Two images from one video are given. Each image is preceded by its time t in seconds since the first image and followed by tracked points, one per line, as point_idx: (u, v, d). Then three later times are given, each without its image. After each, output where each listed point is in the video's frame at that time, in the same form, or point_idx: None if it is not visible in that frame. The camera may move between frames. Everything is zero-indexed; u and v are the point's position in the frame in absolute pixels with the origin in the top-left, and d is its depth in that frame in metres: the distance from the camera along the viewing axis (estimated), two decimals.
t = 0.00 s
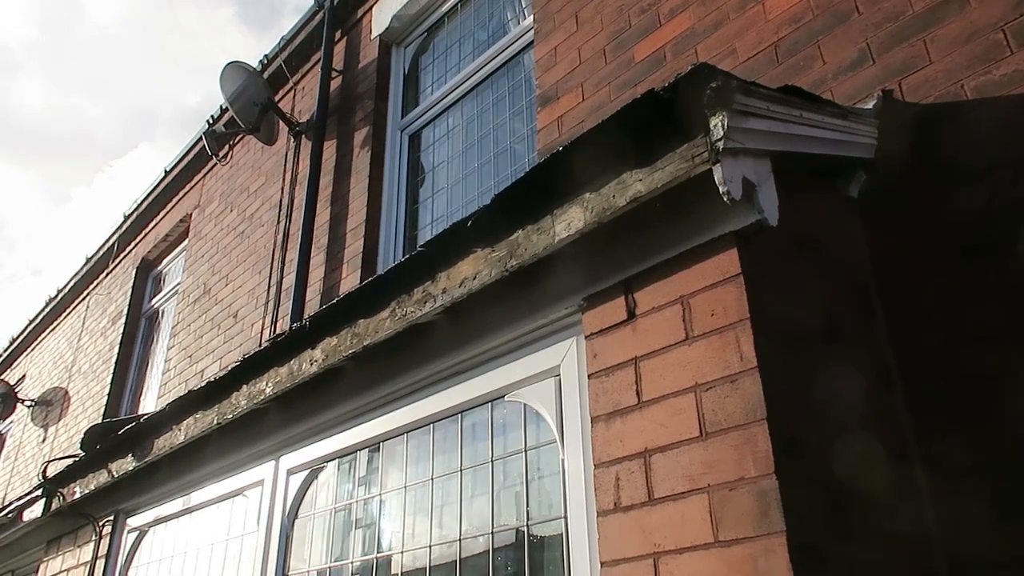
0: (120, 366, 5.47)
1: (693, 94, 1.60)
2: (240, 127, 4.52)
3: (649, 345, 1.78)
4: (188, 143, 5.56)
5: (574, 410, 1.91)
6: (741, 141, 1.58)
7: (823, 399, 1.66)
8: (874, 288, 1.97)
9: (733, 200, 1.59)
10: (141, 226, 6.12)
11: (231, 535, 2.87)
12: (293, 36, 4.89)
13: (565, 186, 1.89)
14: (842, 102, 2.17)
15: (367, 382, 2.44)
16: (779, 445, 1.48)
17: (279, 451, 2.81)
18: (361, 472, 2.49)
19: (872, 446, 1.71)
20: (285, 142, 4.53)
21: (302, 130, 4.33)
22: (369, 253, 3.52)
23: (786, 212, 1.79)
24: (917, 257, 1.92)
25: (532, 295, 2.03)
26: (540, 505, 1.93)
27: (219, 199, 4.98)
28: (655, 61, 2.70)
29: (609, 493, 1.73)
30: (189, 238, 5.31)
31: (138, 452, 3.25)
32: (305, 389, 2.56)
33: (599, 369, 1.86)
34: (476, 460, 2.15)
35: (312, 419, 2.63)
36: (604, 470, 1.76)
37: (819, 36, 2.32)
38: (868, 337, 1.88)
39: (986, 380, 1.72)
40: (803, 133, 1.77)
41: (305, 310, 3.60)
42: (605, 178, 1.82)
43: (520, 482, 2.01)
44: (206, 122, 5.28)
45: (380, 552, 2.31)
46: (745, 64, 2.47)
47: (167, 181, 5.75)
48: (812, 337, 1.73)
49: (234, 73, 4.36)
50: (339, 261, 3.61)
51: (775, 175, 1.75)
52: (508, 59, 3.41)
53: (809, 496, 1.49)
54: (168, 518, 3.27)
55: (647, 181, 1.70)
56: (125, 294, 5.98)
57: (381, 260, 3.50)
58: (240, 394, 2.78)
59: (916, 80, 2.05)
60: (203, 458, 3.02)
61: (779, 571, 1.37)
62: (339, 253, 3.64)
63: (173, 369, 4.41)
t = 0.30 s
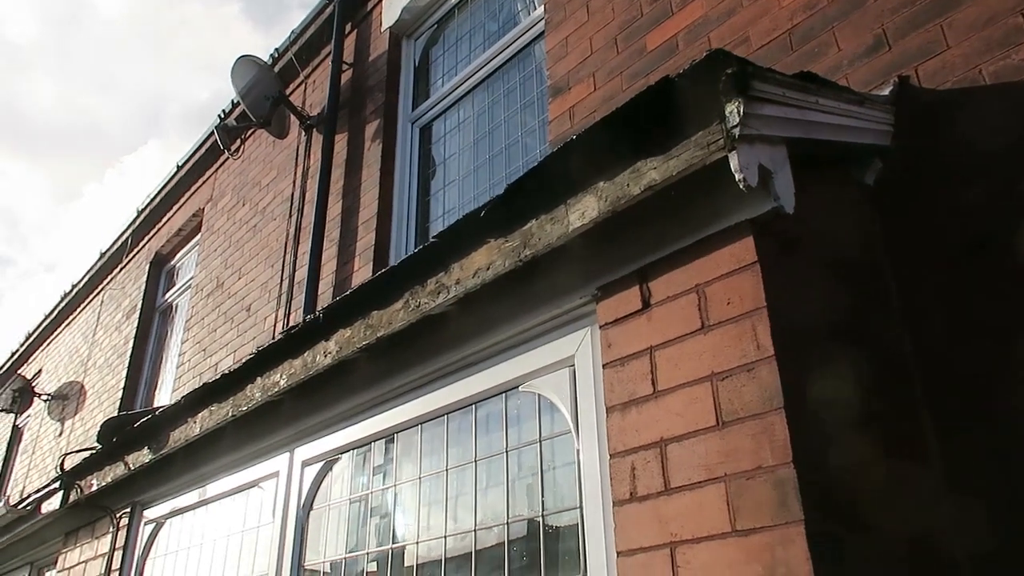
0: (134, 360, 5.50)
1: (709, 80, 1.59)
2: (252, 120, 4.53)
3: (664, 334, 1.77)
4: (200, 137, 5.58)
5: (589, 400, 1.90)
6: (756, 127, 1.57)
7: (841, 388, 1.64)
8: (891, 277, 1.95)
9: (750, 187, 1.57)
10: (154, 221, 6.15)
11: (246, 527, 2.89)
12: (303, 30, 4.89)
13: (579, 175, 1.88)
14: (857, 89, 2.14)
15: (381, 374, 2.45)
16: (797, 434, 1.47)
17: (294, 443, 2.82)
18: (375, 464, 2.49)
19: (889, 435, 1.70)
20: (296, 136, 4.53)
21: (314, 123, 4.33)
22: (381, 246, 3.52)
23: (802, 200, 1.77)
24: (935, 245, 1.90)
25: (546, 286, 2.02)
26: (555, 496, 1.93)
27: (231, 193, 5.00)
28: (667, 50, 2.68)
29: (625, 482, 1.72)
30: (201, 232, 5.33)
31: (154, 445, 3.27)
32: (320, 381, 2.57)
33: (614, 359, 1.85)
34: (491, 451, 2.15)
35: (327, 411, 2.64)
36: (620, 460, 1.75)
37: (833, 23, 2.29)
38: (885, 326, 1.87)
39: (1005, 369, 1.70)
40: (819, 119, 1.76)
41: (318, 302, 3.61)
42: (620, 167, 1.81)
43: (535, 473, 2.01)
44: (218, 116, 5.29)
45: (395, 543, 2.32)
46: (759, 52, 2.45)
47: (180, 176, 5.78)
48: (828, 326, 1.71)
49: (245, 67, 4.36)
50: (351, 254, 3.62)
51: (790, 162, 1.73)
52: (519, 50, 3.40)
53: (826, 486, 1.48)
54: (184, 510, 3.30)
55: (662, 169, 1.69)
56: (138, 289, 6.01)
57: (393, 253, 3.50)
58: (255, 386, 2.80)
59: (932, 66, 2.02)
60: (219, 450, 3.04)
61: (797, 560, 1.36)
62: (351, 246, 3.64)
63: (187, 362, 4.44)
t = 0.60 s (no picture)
0: (153, 354, 5.55)
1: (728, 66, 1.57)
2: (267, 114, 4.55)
3: (684, 323, 1.76)
4: (216, 132, 5.61)
5: (608, 390, 1.90)
6: (778, 114, 1.55)
7: (863, 377, 1.62)
8: (913, 265, 1.93)
9: (772, 174, 1.56)
10: (171, 216, 6.18)
11: (267, 518, 2.91)
12: (318, 23, 4.89)
13: (597, 164, 1.87)
14: (878, 76, 2.10)
15: (399, 365, 2.46)
16: (820, 423, 1.46)
17: (313, 435, 2.84)
18: (394, 455, 2.50)
19: (913, 425, 1.68)
20: (311, 130, 4.54)
21: (329, 117, 4.34)
22: (397, 238, 3.52)
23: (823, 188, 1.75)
24: (958, 233, 1.87)
25: (565, 276, 2.02)
26: (575, 486, 1.92)
27: (247, 188, 5.02)
28: (684, 38, 2.64)
29: (646, 472, 1.72)
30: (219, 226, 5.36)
31: (175, 437, 3.30)
32: (338, 373, 2.58)
33: (634, 349, 1.85)
34: (510, 441, 2.15)
35: (346, 403, 2.66)
36: (640, 450, 1.75)
37: (853, 8, 2.24)
38: (907, 315, 1.84)
39: None
40: (841, 105, 1.73)
41: (334, 295, 3.62)
42: (639, 155, 1.80)
43: (554, 463, 2.01)
44: (234, 111, 5.31)
45: (414, 534, 2.32)
46: (778, 39, 2.41)
47: (197, 171, 5.81)
48: (849, 315, 1.69)
49: (260, 62, 4.39)
50: (367, 247, 3.62)
51: (812, 149, 1.71)
52: (534, 40, 3.38)
53: (849, 477, 1.46)
54: (205, 502, 3.33)
55: (682, 157, 1.68)
56: (157, 283, 6.06)
57: (409, 245, 3.51)
58: (273, 378, 2.82)
59: (955, 51, 1.97)
60: (238, 442, 3.07)
61: (821, 550, 1.35)
62: (367, 239, 3.65)
63: (205, 356, 4.47)
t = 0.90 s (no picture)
0: (170, 350, 5.60)
1: (745, 57, 1.55)
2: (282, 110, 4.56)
3: (703, 316, 1.75)
4: (231, 129, 5.64)
5: (626, 384, 1.89)
6: (798, 104, 1.53)
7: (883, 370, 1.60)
8: (934, 257, 1.90)
9: (791, 165, 1.54)
10: (188, 213, 6.22)
11: (284, 512, 2.92)
12: (331, 19, 4.89)
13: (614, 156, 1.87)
14: (897, 65, 2.07)
15: (415, 359, 2.46)
16: (842, 416, 1.44)
17: (329, 430, 2.85)
18: (411, 449, 2.51)
19: (934, 418, 1.67)
20: (326, 125, 4.55)
21: (342, 113, 4.35)
22: (412, 233, 3.52)
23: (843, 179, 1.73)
24: (980, 223, 1.84)
25: (582, 270, 2.01)
26: (593, 480, 1.92)
27: (262, 184, 5.04)
28: (700, 29, 2.61)
29: (664, 466, 1.71)
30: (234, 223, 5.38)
31: (194, 432, 3.33)
32: (355, 368, 2.59)
33: (651, 342, 1.84)
34: (527, 435, 2.14)
35: (362, 397, 2.66)
36: (659, 443, 1.74)
37: None
38: (928, 307, 1.82)
39: None
40: (861, 95, 1.71)
41: (349, 291, 3.63)
42: (656, 147, 1.79)
43: (572, 457, 2.00)
44: (248, 107, 5.32)
45: (431, 527, 2.33)
46: (795, 29, 2.38)
47: (212, 167, 5.84)
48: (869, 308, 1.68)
49: (274, 58, 4.38)
50: (382, 242, 3.63)
51: (831, 138, 1.70)
52: (548, 33, 3.37)
53: (871, 471, 1.45)
54: (223, 496, 3.35)
55: (699, 148, 1.67)
56: (173, 280, 6.10)
57: (423, 240, 3.51)
58: (291, 373, 2.84)
59: (977, 39, 1.93)
60: (256, 437, 3.09)
61: (843, 543, 1.34)
62: (382, 235, 3.65)
63: (222, 351, 4.50)
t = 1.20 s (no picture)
0: (184, 347, 5.63)
1: (758, 52, 1.52)
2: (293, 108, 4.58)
3: (717, 312, 1.74)
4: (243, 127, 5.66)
5: (640, 380, 1.89)
6: (813, 99, 1.53)
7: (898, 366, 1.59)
8: (950, 252, 1.89)
9: (806, 160, 1.54)
10: (201, 211, 6.26)
11: (299, 508, 2.94)
12: (342, 17, 4.90)
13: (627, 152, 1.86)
14: (912, 59, 2.06)
15: (428, 356, 2.47)
16: (858, 412, 1.44)
17: (342, 426, 2.86)
18: (425, 446, 2.52)
19: (951, 414, 1.66)
20: (337, 123, 4.56)
21: (354, 110, 4.35)
22: (423, 231, 3.53)
23: (858, 173, 1.72)
24: (996, 219, 1.83)
25: (595, 266, 2.01)
26: (607, 476, 1.92)
27: (274, 182, 5.06)
28: (712, 25, 2.59)
29: (679, 462, 1.71)
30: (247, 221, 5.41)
31: (208, 428, 3.35)
32: (368, 364, 2.61)
33: (665, 338, 1.84)
34: (541, 431, 2.15)
35: (376, 394, 2.67)
36: (673, 439, 1.74)
37: None
38: (944, 303, 1.81)
39: None
40: (876, 89, 1.71)
41: (362, 288, 3.65)
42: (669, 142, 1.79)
43: (586, 453, 2.00)
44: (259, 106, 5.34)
45: (445, 523, 2.34)
46: (808, 23, 2.36)
47: (224, 166, 5.87)
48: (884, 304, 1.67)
49: (286, 55, 4.41)
50: (394, 239, 3.64)
51: (846, 133, 1.69)
52: (559, 30, 3.36)
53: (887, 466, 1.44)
54: (238, 493, 3.38)
55: (714, 143, 1.67)
56: (186, 278, 6.14)
57: (435, 237, 3.51)
58: (304, 370, 2.85)
59: (993, 32, 1.91)
60: (270, 433, 3.11)
61: (859, 539, 1.33)
62: (393, 232, 3.66)
63: (235, 349, 4.52)
